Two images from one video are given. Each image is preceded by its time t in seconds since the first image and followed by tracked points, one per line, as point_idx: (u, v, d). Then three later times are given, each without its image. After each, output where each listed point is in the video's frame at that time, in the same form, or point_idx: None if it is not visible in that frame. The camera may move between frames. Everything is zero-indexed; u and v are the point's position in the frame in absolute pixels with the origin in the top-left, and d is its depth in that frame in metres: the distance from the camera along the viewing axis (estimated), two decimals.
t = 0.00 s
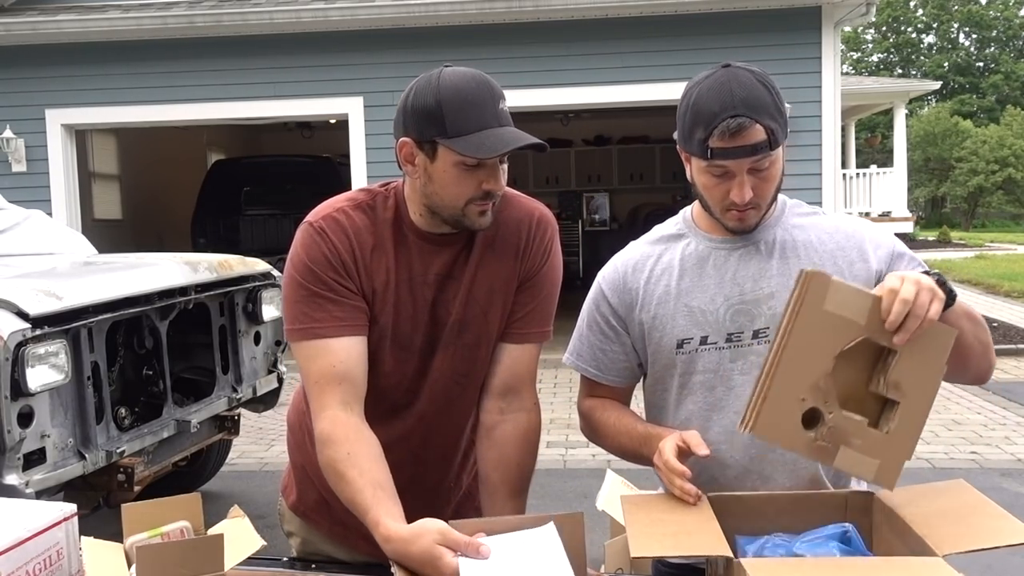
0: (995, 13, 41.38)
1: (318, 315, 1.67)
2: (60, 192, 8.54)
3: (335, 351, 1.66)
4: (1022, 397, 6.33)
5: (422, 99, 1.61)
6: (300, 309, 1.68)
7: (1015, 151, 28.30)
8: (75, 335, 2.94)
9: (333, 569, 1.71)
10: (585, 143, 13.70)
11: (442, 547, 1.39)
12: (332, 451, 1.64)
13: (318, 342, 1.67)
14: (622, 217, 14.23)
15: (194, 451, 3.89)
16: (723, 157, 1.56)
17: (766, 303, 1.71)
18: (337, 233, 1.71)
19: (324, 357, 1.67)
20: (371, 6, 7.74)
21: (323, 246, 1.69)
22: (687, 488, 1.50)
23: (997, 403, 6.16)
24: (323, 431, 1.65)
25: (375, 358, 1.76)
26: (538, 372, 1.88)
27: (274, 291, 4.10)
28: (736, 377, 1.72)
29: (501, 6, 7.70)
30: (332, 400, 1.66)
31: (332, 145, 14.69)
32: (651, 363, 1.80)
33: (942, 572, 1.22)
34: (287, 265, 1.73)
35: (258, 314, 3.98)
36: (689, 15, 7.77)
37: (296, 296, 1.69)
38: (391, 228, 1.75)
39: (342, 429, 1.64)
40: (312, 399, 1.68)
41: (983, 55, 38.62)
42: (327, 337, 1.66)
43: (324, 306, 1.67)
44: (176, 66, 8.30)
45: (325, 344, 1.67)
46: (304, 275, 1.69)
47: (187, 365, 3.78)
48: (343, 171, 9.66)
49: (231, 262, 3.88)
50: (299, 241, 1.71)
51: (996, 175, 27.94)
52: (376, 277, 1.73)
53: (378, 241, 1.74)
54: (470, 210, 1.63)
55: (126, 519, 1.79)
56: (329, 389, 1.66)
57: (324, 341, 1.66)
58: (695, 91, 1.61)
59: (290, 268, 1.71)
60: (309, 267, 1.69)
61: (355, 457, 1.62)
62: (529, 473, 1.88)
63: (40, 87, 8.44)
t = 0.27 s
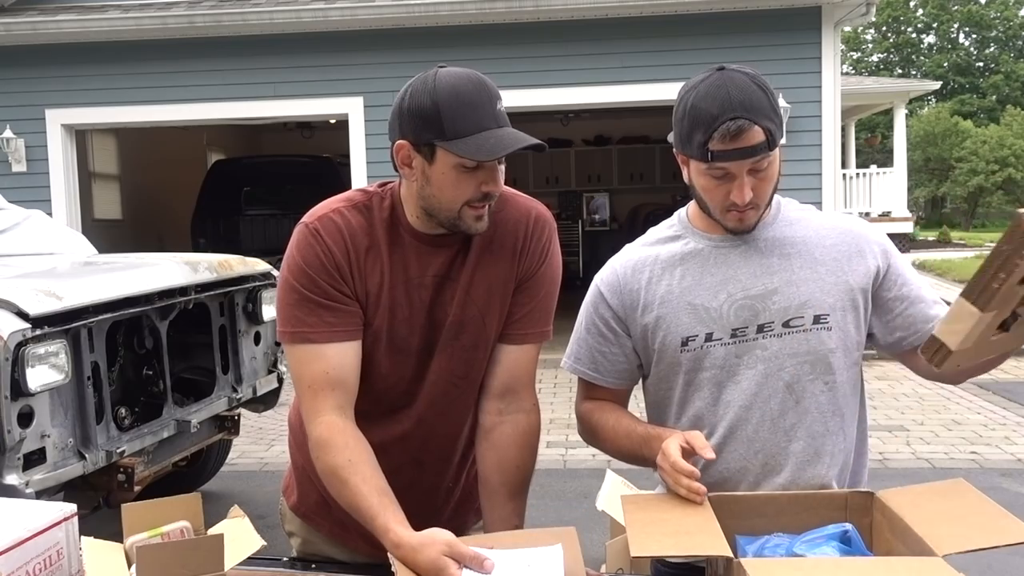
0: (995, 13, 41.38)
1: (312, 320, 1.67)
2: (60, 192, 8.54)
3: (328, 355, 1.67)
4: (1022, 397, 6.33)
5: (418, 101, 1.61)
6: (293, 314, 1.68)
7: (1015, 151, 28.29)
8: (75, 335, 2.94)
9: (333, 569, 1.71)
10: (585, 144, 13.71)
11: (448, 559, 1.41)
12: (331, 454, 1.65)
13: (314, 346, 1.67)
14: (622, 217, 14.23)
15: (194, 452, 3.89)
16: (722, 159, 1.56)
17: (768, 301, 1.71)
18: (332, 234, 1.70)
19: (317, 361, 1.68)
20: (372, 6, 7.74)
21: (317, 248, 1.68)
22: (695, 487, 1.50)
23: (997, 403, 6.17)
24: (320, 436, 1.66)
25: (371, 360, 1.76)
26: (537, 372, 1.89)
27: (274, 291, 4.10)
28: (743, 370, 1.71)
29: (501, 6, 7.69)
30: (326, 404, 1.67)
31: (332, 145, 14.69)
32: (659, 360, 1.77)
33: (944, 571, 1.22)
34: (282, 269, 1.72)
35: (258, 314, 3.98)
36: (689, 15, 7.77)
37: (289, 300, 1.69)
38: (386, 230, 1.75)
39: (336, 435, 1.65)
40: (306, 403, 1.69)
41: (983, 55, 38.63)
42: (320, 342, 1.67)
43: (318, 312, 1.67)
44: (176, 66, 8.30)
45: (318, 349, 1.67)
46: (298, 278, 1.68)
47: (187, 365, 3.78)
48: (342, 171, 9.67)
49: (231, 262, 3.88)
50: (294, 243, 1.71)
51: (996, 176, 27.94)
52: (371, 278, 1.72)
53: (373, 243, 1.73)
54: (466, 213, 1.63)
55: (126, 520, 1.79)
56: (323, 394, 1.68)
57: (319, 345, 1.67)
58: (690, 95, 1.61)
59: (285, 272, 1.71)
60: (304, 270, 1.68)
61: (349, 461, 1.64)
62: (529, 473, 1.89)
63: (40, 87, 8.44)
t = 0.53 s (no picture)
0: (995, 13, 41.37)
1: (309, 321, 1.67)
2: (60, 192, 8.54)
3: (326, 356, 1.67)
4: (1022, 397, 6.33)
5: (417, 101, 1.61)
6: (290, 314, 1.68)
7: (1015, 151, 28.27)
8: (75, 335, 2.94)
9: (333, 569, 1.71)
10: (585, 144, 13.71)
11: (454, 559, 1.41)
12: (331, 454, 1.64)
13: (313, 346, 1.67)
14: (622, 217, 14.23)
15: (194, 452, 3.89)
16: (743, 154, 1.56)
17: (768, 300, 1.71)
18: (329, 235, 1.70)
19: (315, 362, 1.68)
20: (371, 6, 7.74)
21: (314, 249, 1.68)
22: (717, 477, 1.50)
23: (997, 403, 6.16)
24: (319, 435, 1.65)
25: (369, 360, 1.76)
26: (535, 374, 1.89)
27: (274, 291, 4.10)
28: (747, 366, 1.71)
29: (501, 6, 7.69)
30: (325, 403, 1.67)
31: (332, 145, 14.69)
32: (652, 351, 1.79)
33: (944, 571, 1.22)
34: (280, 269, 1.72)
35: (258, 314, 3.98)
36: (688, 15, 7.77)
37: (287, 300, 1.69)
38: (383, 231, 1.75)
39: (334, 434, 1.64)
40: (304, 403, 1.69)
41: (983, 55, 38.63)
42: (319, 343, 1.67)
43: (315, 313, 1.67)
44: (176, 66, 8.29)
45: (317, 349, 1.67)
46: (295, 280, 1.68)
47: (187, 365, 3.78)
48: (342, 171, 9.66)
49: (231, 262, 3.88)
50: (291, 244, 1.71)
51: (996, 176, 27.92)
52: (369, 278, 1.73)
53: (370, 244, 1.73)
54: (467, 213, 1.64)
55: (126, 519, 1.79)
56: (322, 394, 1.67)
57: (318, 345, 1.67)
58: (710, 91, 1.61)
59: (283, 272, 1.71)
60: (302, 270, 1.68)
61: (351, 459, 1.62)
62: (529, 473, 1.89)
63: (40, 88, 8.44)
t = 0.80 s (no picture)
0: (995, 12, 41.36)
1: (309, 322, 1.67)
2: (60, 192, 8.54)
3: (326, 356, 1.67)
4: (1022, 397, 6.33)
5: (420, 102, 1.61)
6: (291, 314, 1.67)
7: (1015, 151, 28.25)
8: (75, 335, 2.94)
9: (333, 569, 1.71)
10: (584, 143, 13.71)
11: (454, 560, 1.41)
12: (330, 456, 1.64)
13: (314, 347, 1.67)
14: (622, 217, 14.23)
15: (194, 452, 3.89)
16: (794, 151, 1.55)
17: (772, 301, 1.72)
18: (330, 236, 1.70)
19: (316, 362, 1.67)
20: (371, 6, 7.74)
21: (315, 249, 1.68)
22: (734, 469, 1.55)
23: (998, 403, 6.16)
24: (319, 436, 1.65)
25: (371, 361, 1.75)
26: (536, 373, 1.89)
27: (274, 291, 4.10)
28: (759, 365, 1.72)
29: (501, 6, 7.70)
30: (325, 404, 1.67)
31: (332, 145, 14.69)
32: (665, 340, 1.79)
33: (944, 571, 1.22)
34: (280, 269, 1.72)
35: (258, 314, 3.98)
36: (688, 15, 7.77)
37: (288, 300, 1.68)
38: (384, 233, 1.75)
39: (333, 435, 1.64)
40: (304, 404, 1.68)
41: (983, 55, 38.64)
42: (319, 343, 1.67)
43: (316, 313, 1.67)
44: (176, 66, 8.29)
45: (317, 350, 1.67)
46: (295, 281, 1.68)
47: (187, 365, 3.78)
48: (342, 171, 9.67)
49: (231, 262, 3.88)
50: (291, 245, 1.71)
51: (996, 176, 27.91)
52: (370, 280, 1.73)
53: (371, 244, 1.74)
54: (467, 217, 1.63)
55: (125, 520, 1.79)
56: (322, 395, 1.67)
57: (318, 346, 1.67)
58: (756, 91, 1.61)
59: (282, 272, 1.71)
60: (302, 271, 1.68)
61: (352, 460, 1.62)
62: (529, 473, 1.89)
63: (40, 88, 8.44)
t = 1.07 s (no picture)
0: (995, 12, 41.35)
1: (310, 321, 1.67)
2: (60, 192, 8.54)
3: (327, 356, 1.67)
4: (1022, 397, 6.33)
5: (429, 102, 1.61)
6: (291, 314, 1.68)
7: (1015, 151, 28.23)
8: (75, 335, 2.94)
9: (333, 569, 1.70)
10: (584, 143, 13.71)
11: (448, 559, 1.41)
12: (330, 456, 1.64)
13: (314, 348, 1.67)
14: (622, 217, 14.23)
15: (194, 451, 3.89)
16: (854, 156, 1.54)
17: (779, 301, 1.72)
18: (332, 235, 1.70)
19: (315, 362, 1.67)
20: (371, 6, 7.74)
21: (316, 248, 1.69)
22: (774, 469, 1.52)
23: (998, 403, 6.16)
24: (319, 435, 1.65)
25: (372, 361, 1.75)
26: (536, 373, 1.89)
27: (274, 291, 4.10)
28: (786, 365, 1.73)
29: (501, 6, 7.70)
30: (325, 404, 1.67)
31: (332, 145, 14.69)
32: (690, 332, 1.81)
33: (943, 571, 1.22)
34: (280, 269, 1.72)
35: (258, 314, 3.98)
36: (688, 15, 7.77)
37: (289, 300, 1.68)
38: (386, 234, 1.75)
39: (334, 436, 1.64)
40: (304, 404, 1.68)
41: (983, 55, 38.65)
42: (319, 343, 1.67)
43: (317, 313, 1.67)
44: (176, 66, 8.29)
45: (317, 349, 1.67)
46: (296, 280, 1.68)
47: (187, 365, 3.78)
48: (342, 171, 9.67)
49: (231, 262, 3.88)
50: (293, 244, 1.71)
51: (996, 176, 27.90)
52: (371, 281, 1.73)
53: (372, 244, 1.74)
54: (473, 217, 1.64)
55: (125, 520, 1.79)
56: (322, 395, 1.67)
57: (319, 346, 1.67)
58: (811, 94, 1.58)
59: (283, 272, 1.72)
60: (303, 271, 1.68)
61: (351, 460, 1.62)
62: (529, 473, 1.89)
63: (40, 88, 8.44)
